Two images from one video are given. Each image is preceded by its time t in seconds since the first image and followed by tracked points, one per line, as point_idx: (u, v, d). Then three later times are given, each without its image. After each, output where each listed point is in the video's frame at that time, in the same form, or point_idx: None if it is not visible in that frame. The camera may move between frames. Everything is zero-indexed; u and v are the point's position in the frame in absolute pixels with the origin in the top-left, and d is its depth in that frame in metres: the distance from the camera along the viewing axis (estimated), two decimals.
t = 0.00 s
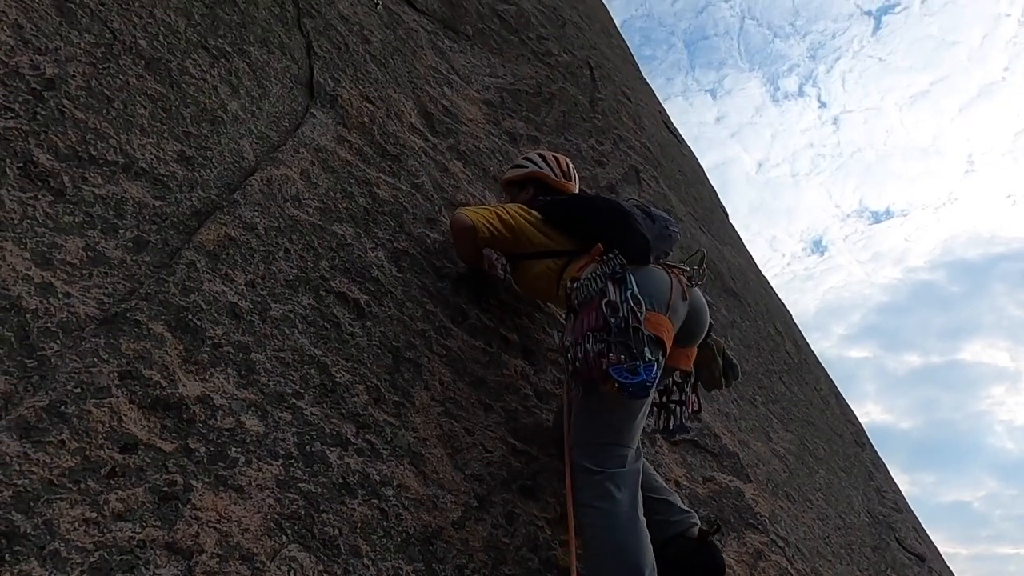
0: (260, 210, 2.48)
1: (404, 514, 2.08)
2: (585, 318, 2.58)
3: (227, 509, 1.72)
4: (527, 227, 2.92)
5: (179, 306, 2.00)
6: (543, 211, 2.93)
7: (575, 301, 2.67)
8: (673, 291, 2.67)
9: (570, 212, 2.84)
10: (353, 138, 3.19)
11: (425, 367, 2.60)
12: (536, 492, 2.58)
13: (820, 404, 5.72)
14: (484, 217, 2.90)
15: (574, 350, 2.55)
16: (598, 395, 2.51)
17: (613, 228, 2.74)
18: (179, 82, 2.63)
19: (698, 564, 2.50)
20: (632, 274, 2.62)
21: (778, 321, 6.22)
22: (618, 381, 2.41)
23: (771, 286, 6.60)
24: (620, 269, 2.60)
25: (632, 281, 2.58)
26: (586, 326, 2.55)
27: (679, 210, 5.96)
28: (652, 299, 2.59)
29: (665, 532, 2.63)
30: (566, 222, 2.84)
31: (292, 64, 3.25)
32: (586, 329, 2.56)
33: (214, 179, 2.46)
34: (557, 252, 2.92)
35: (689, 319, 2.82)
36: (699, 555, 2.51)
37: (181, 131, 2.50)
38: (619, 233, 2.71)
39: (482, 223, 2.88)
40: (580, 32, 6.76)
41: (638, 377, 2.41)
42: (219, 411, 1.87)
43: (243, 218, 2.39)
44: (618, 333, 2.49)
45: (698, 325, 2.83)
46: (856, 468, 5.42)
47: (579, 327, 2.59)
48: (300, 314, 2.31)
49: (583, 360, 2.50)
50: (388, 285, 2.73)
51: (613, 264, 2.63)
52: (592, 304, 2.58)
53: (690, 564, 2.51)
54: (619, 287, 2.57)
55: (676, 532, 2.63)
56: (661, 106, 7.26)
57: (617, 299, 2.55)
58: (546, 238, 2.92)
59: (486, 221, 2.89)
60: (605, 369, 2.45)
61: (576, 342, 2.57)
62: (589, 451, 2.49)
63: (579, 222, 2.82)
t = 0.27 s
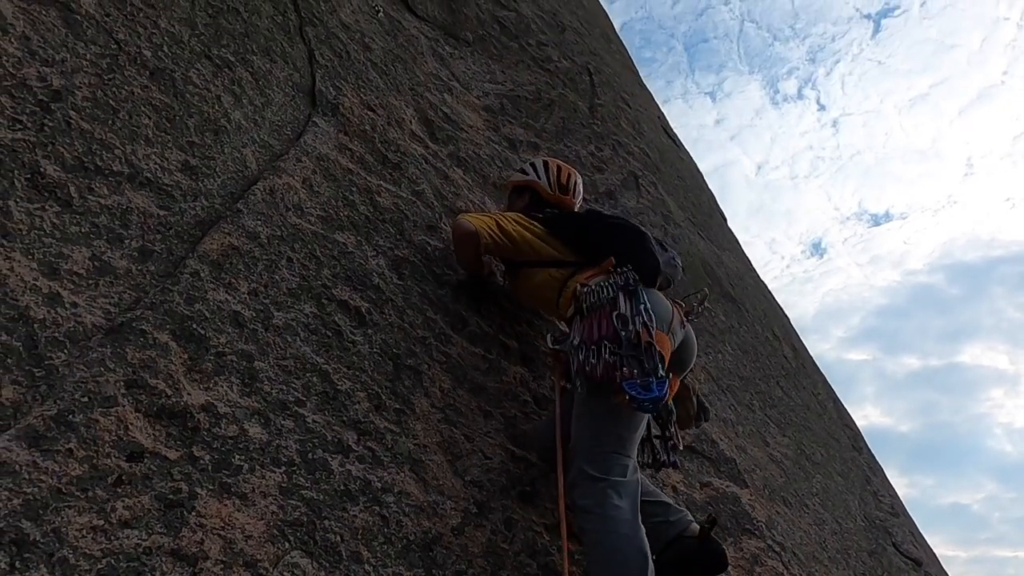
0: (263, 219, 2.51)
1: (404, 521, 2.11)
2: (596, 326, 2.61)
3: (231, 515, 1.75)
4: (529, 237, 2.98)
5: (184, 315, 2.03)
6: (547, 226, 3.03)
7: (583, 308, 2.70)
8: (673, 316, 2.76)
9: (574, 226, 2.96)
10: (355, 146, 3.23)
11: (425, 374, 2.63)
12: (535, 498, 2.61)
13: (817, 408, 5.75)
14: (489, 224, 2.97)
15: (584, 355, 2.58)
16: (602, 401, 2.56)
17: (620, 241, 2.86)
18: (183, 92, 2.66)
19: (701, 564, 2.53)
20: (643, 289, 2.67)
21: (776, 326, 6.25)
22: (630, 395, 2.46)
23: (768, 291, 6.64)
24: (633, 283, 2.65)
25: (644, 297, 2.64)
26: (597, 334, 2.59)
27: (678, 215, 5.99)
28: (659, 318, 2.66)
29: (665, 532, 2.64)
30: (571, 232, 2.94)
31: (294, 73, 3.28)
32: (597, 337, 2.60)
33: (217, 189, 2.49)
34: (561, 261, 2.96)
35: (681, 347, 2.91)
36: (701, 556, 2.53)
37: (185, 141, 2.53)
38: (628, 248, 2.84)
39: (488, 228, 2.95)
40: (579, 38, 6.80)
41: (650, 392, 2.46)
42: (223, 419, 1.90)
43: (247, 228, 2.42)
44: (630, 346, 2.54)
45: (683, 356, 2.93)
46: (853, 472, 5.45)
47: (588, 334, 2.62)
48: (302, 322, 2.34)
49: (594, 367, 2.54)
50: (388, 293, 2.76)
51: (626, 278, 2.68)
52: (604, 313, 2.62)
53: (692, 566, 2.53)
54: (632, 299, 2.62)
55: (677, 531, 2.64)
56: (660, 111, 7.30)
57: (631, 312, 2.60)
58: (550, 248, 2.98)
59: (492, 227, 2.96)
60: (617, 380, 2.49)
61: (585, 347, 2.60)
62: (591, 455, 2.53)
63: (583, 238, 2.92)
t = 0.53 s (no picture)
0: (265, 225, 2.53)
1: (404, 525, 2.13)
2: (603, 331, 2.71)
3: (233, 520, 1.77)
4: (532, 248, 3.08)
5: (187, 321, 2.05)
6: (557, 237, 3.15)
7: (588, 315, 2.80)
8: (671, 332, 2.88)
9: (584, 238, 3.03)
10: (355, 152, 3.25)
11: (425, 380, 2.65)
12: (534, 503, 2.63)
13: (815, 412, 5.77)
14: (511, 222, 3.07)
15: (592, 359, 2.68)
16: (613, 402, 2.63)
17: (624, 262, 2.89)
18: (186, 99, 2.68)
19: (700, 569, 2.50)
20: (646, 302, 2.80)
21: (774, 330, 6.27)
22: (644, 395, 2.57)
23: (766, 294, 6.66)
24: (638, 294, 2.78)
25: (648, 308, 2.77)
26: (605, 339, 2.69)
27: (676, 220, 6.02)
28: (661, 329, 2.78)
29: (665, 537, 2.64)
30: (579, 244, 3.01)
31: (295, 79, 3.31)
32: (604, 341, 2.70)
33: (219, 195, 2.51)
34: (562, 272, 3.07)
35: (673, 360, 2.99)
36: (698, 559, 2.50)
37: (187, 147, 2.55)
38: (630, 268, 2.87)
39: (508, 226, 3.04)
40: (579, 42, 6.83)
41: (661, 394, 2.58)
42: (225, 424, 1.92)
43: (249, 234, 2.44)
44: (639, 351, 2.66)
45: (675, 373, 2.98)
46: (850, 476, 5.47)
47: (596, 339, 2.72)
48: (303, 328, 2.36)
49: (603, 369, 2.64)
50: (389, 298, 2.78)
51: (628, 290, 2.81)
52: (612, 319, 2.73)
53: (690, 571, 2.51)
54: (637, 309, 2.76)
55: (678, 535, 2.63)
56: (659, 115, 7.32)
57: (638, 320, 2.72)
58: (553, 258, 3.10)
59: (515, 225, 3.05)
60: (629, 382, 2.60)
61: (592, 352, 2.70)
62: (597, 450, 2.55)
63: (591, 252, 3.00)
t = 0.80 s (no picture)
0: (263, 226, 2.54)
1: (401, 526, 2.13)
2: (595, 319, 2.84)
3: (230, 521, 1.78)
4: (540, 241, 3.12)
5: (185, 322, 2.05)
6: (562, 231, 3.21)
7: (574, 303, 2.91)
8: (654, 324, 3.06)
9: (587, 234, 3.11)
10: (354, 153, 3.25)
11: (423, 381, 2.65)
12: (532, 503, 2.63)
13: (814, 413, 5.77)
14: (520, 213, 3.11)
15: (586, 344, 2.78)
16: (585, 377, 2.77)
17: (626, 263, 2.99)
18: (184, 100, 2.69)
19: (700, 570, 2.47)
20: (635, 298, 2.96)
21: (773, 331, 6.28)
22: (645, 374, 2.77)
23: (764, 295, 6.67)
24: (628, 285, 2.95)
25: (635, 300, 2.95)
26: (598, 326, 2.82)
27: (675, 221, 6.02)
28: (647, 319, 2.97)
29: (666, 533, 2.57)
30: (583, 239, 3.08)
31: (294, 80, 3.31)
32: (595, 327, 2.82)
33: (217, 196, 2.51)
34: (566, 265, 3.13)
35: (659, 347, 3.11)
36: (698, 560, 2.47)
37: (186, 148, 2.55)
38: (630, 267, 2.98)
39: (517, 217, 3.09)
40: (578, 44, 6.83)
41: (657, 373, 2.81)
42: (222, 425, 1.92)
43: (247, 235, 2.45)
44: (632, 336, 2.82)
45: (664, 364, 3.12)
46: (849, 477, 5.47)
47: (585, 326, 2.83)
48: (301, 329, 2.36)
49: (599, 352, 2.75)
50: (387, 299, 2.78)
51: (616, 282, 2.95)
52: (601, 308, 2.87)
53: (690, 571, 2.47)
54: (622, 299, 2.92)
55: (680, 532, 2.56)
56: (658, 116, 7.33)
57: (625, 308, 2.88)
58: (557, 252, 3.15)
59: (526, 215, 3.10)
60: (626, 364, 2.77)
61: (585, 337, 2.80)
62: (556, 420, 2.70)
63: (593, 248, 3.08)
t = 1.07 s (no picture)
0: (260, 224, 2.53)
1: (398, 525, 2.12)
2: (583, 304, 2.91)
3: (226, 519, 1.77)
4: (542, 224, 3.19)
5: (181, 319, 2.04)
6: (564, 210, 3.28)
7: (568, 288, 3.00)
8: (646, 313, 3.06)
9: (589, 222, 3.17)
10: (352, 151, 3.24)
11: (420, 379, 2.64)
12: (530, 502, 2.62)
13: (813, 413, 5.77)
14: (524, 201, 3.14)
15: (571, 325, 2.85)
16: (578, 356, 2.84)
17: (627, 249, 3.05)
18: (181, 97, 2.68)
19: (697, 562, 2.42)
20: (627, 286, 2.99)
21: (772, 331, 6.27)
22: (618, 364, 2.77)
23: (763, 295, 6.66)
24: (620, 272, 2.97)
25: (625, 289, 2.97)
26: (585, 309, 2.88)
27: (674, 220, 6.01)
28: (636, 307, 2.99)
29: (664, 526, 2.56)
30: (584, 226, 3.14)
31: (292, 78, 3.30)
32: (582, 310, 2.89)
33: (214, 193, 2.50)
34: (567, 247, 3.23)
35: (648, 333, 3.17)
36: (694, 551, 2.44)
37: (183, 146, 2.55)
38: (631, 251, 3.04)
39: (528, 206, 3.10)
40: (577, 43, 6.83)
41: (633, 363, 2.79)
42: (218, 423, 1.91)
43: (244, 232, 2.44)
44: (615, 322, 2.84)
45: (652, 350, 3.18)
46: (848, 477, 5.46)
47: (573, 309, 2.91)
48: (298, 327, 2.35)
49: (579, 336, 2.82)
50: (385, 297, 2.77)
51: (609, 270, 2.99)
52: (591, 292, 2.93)
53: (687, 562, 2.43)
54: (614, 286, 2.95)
55: (677, 526, 2.54)
56: (657, 116, 7.32)
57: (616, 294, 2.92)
58: (559, 237, 3.22)
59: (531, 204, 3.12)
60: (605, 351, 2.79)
61: (572, 319, 2.88)
62: (555, 400, 2.75)
63: (593, 228, 3.16)
